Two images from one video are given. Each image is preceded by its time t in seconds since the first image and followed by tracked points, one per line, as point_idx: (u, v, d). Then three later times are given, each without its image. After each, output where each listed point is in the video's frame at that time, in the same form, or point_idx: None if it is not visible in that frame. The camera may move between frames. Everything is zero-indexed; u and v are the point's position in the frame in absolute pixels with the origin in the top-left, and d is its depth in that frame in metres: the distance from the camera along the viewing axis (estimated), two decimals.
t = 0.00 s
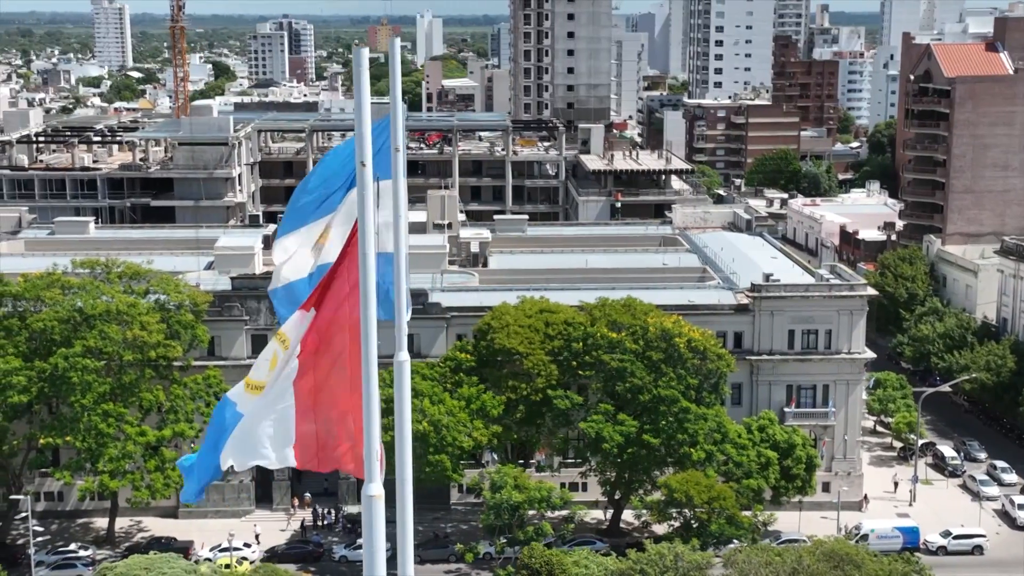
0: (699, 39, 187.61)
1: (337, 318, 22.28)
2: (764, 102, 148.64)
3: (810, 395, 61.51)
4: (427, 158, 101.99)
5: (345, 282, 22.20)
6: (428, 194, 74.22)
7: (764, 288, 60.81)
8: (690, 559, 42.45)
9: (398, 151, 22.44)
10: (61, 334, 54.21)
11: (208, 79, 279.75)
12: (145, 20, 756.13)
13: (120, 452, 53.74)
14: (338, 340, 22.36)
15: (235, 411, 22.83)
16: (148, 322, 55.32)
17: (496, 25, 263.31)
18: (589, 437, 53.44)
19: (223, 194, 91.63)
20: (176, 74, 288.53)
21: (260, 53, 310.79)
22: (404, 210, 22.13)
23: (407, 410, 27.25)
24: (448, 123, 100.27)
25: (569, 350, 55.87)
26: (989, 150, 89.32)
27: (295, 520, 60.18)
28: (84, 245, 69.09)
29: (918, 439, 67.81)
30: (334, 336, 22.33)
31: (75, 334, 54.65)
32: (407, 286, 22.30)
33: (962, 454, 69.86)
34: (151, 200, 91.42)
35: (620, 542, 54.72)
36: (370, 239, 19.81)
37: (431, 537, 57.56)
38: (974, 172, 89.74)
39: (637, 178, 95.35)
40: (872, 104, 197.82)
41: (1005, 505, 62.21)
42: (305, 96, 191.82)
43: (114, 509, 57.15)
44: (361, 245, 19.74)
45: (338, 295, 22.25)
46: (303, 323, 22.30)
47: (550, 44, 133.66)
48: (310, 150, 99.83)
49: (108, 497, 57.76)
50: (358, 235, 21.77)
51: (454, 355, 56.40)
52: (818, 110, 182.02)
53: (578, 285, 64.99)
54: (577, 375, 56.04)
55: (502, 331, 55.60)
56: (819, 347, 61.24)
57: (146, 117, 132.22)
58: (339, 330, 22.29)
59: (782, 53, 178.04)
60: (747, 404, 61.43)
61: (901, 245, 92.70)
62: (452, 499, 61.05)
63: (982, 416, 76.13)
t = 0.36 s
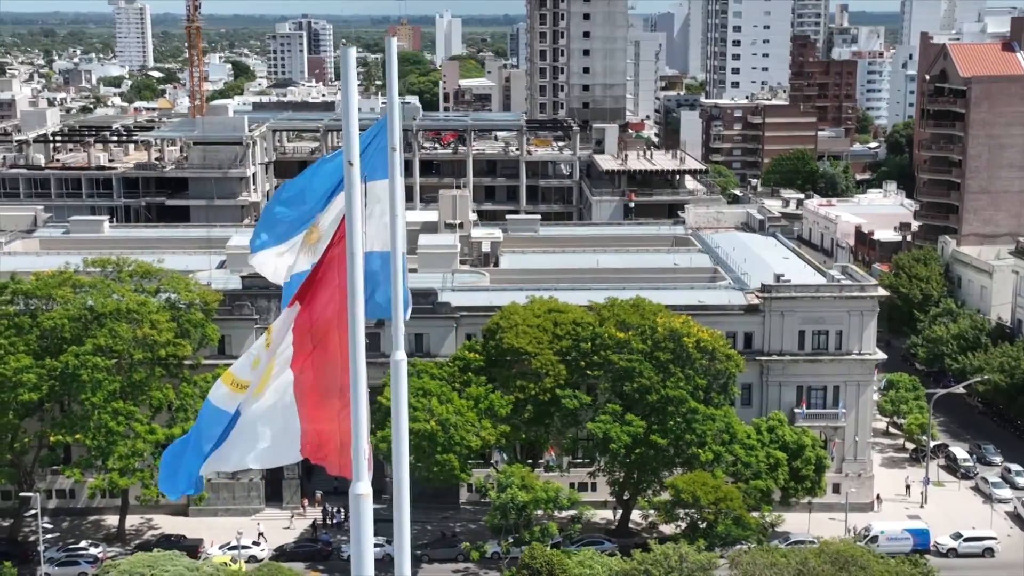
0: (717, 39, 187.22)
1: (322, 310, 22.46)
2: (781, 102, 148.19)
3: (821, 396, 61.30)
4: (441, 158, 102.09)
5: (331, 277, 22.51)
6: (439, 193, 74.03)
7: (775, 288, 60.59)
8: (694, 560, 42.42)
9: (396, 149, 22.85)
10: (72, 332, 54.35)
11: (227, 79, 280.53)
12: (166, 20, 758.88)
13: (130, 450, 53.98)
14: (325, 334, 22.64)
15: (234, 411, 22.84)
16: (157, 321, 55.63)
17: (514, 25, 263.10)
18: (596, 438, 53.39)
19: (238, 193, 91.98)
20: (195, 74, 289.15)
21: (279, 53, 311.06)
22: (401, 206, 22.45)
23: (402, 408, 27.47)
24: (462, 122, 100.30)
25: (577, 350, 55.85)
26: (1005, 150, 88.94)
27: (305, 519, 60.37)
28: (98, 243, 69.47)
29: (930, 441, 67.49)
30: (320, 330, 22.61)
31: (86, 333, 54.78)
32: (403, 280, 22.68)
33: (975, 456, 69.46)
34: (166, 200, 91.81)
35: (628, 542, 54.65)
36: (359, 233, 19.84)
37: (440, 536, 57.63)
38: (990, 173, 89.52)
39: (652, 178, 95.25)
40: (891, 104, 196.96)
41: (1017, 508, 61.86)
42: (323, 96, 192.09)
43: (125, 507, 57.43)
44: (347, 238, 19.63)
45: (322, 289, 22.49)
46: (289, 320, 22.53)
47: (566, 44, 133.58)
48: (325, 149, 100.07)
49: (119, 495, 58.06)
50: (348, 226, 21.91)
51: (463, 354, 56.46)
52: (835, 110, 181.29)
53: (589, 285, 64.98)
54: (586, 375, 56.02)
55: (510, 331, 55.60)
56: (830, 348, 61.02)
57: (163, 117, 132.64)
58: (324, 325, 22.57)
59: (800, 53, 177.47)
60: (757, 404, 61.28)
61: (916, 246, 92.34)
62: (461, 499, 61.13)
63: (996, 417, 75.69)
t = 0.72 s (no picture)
0: (735, 39, 186.69)
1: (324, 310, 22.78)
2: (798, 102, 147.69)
3: (832, 397, 61.07)
4: (456, 158, 102.16)
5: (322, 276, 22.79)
6: (451, 193, 73.98)
7: (786, 289, 60.35)
8: (700, 560, 42.32)
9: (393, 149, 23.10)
10: (83, 330, 54.64)
11: (246, 78, 281.41)
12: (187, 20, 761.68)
13: (140, 448, 54.23)
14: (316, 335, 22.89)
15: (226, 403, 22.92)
16: (168, 319, 55.82)
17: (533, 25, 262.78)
18: (604, 438, 53.34)
19: (252, 192, 92.26)
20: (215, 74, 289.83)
21: (298, 53, 311.50)
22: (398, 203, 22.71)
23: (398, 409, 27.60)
24: (477, 122, 100.37)
25: (586, 350, 55.86)
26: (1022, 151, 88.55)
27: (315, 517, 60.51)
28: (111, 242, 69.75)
29: (943, 443, 67.12)
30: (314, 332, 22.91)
31: (97, 331, 55.07)
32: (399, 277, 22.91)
33: (989, 459, 69.04)
34: (181, 199, 92.17)
35: (637, 542, 54.55)
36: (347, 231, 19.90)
37: (448, 535, 57.69)
38: (1006, 174, 89.17)
39: (666, 178, 95.08)
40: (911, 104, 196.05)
41: None
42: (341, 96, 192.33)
43: (136, 504, 57.66)
44: (335, 237, 19.67)
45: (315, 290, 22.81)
46: (282, 313, 22.67)
47: (582, 43, 133.44)
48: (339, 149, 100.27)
49: (131, 492, 58.34)
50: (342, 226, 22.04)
51: (472, 354, 56.51)
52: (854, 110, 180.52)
53: (599, 285, 64.94)
54: (594, 375, 56.00)
55: (519, 331, 55.62)
56: (841, 349, 60.76)
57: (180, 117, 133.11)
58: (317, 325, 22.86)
59: (819, 53, 176.77)
60: (768, 405, 61.08)
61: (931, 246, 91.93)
62: (471, 498, 61.15)
63: (1010, 419, 75.23)
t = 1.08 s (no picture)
0: (753, 38, 186.14)
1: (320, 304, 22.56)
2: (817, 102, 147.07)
3: (844, 398, 60.80)
4: (472, 158, 102.21)
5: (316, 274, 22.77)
6: (464, 193, 74.05)
7: (798, 289, 60.10)
8: (706, 562, 42.21)
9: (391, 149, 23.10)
10: (94, 329, 54.97)
11: (267, 78, 282.16)
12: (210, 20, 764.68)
13: (151, 446, 54.45)
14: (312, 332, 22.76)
15: (223, 392, 22.65)
16: (180, 317, 56.08)
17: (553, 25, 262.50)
18: (613, 438, 53.27)
19: (268, 192, 92.55)
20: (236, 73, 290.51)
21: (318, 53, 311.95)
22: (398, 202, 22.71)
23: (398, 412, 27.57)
24: (492, 122, 100.43)
25: (596, 350, 55.82)
26: None
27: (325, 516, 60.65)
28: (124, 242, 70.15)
29: (957, 445, 66.73)
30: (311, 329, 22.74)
31: (109, 329, 55.38)
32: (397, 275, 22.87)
33: (1005, 461, 68.58)
34: (197, 198, 92.61)
35: (646, 543, 54.43)
36: (335, 231, 19.93)
37: (458, 535, 57.77)
38: None
39: (681, 178, 94.91)
40: (932, 104, 194.92)
41: None
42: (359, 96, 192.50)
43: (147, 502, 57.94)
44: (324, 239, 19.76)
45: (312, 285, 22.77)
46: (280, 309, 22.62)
47: (600, 43, 133.38)
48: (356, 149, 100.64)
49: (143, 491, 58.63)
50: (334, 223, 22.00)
51: (482, 354, 56.58)
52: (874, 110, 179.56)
53: (611, 285, 64.92)
54: (604, 376, 55.95)
55: (529, 331, 55.62)
56: (853, 350, 60.48)
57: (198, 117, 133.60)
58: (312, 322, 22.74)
59: (839, 53, 176.02)
60: (779, 406, 60.89)
61: (948, 247, 91.56)
62: (482, 498, 61.21)
63: None
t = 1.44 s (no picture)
0: (773, 38, 185.53)
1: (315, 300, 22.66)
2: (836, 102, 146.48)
3: (856, 400, 60.54)
4: (487, 158, 102.20)
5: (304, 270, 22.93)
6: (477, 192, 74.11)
7: (810, 290, 59.88)
8: (713, 563, 42.13)
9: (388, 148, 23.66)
10: (106, 327, 55.27)
11: (287, 78, 282.78)
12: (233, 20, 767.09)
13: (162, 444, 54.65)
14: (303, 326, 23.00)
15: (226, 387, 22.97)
16: (190, 316, 56.15)
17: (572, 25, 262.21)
18: (622, 439, 53.21)
19: (284, 192, 92.83)
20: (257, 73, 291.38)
21: (338, 53, 312.50)
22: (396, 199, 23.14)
23: (397, 413, 27.71)
24: (508, 121, 100.39)
25: (605, 350, 55.71)
26: None
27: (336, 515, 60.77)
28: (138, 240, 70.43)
29: (971, 447, 66.33)
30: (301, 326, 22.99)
31: (121, 328, 55.65)
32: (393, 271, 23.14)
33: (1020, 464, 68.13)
34: (214, 197, 92.98)
35: (656, 544, 54.32)
36: (324, 234, 19.98)
37: (468, 534, 57.83)
38: None
39: (697, 178, 94.70)
40: (953, 104, 193.75)
41: None
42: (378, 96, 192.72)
43: (159, 499, 58.19)
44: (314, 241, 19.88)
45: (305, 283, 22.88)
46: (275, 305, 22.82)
47: (617, 43, 133.22)
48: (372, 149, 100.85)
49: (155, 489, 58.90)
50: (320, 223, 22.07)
51: (492, 354, 56.60)
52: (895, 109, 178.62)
53: (622, 285, 64.85)
54: (614, 376, 55.85)
55: (539, 331, 55.57)
56: (865, 351, 60.21)
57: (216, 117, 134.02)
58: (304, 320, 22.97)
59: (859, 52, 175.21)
60: (791, 407, 60.69)
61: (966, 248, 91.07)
62: (492, 497, 61.25)
63: None
